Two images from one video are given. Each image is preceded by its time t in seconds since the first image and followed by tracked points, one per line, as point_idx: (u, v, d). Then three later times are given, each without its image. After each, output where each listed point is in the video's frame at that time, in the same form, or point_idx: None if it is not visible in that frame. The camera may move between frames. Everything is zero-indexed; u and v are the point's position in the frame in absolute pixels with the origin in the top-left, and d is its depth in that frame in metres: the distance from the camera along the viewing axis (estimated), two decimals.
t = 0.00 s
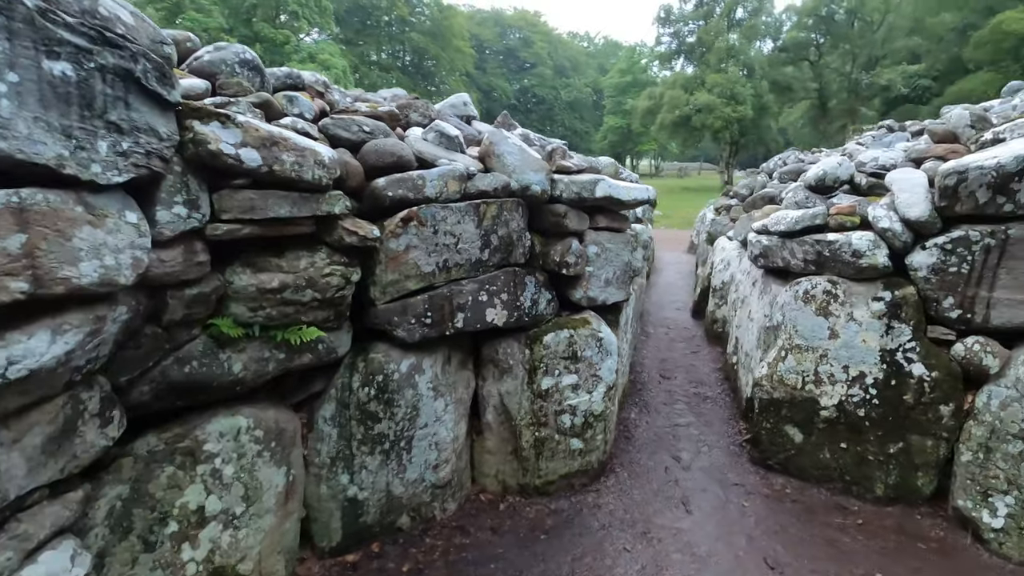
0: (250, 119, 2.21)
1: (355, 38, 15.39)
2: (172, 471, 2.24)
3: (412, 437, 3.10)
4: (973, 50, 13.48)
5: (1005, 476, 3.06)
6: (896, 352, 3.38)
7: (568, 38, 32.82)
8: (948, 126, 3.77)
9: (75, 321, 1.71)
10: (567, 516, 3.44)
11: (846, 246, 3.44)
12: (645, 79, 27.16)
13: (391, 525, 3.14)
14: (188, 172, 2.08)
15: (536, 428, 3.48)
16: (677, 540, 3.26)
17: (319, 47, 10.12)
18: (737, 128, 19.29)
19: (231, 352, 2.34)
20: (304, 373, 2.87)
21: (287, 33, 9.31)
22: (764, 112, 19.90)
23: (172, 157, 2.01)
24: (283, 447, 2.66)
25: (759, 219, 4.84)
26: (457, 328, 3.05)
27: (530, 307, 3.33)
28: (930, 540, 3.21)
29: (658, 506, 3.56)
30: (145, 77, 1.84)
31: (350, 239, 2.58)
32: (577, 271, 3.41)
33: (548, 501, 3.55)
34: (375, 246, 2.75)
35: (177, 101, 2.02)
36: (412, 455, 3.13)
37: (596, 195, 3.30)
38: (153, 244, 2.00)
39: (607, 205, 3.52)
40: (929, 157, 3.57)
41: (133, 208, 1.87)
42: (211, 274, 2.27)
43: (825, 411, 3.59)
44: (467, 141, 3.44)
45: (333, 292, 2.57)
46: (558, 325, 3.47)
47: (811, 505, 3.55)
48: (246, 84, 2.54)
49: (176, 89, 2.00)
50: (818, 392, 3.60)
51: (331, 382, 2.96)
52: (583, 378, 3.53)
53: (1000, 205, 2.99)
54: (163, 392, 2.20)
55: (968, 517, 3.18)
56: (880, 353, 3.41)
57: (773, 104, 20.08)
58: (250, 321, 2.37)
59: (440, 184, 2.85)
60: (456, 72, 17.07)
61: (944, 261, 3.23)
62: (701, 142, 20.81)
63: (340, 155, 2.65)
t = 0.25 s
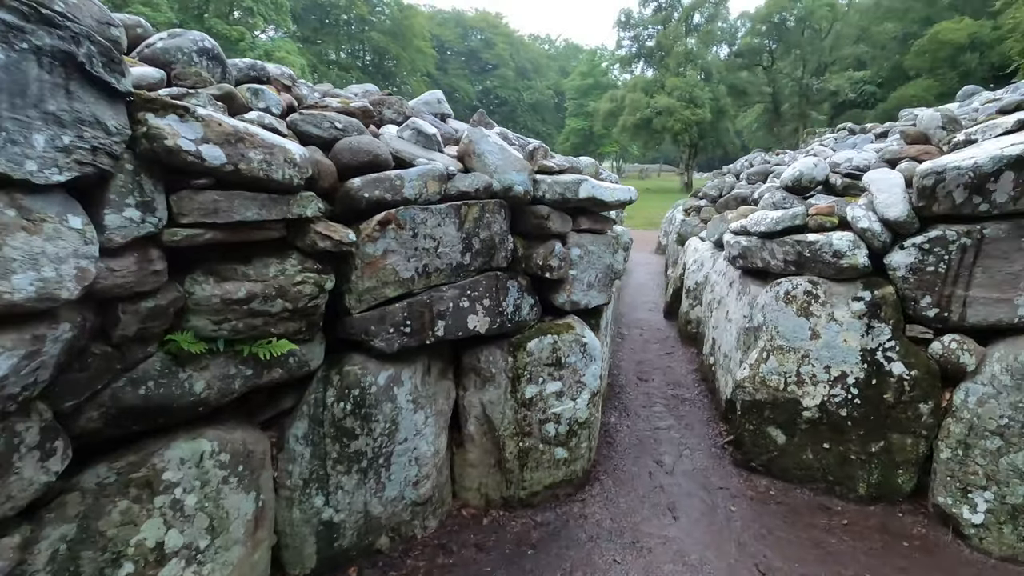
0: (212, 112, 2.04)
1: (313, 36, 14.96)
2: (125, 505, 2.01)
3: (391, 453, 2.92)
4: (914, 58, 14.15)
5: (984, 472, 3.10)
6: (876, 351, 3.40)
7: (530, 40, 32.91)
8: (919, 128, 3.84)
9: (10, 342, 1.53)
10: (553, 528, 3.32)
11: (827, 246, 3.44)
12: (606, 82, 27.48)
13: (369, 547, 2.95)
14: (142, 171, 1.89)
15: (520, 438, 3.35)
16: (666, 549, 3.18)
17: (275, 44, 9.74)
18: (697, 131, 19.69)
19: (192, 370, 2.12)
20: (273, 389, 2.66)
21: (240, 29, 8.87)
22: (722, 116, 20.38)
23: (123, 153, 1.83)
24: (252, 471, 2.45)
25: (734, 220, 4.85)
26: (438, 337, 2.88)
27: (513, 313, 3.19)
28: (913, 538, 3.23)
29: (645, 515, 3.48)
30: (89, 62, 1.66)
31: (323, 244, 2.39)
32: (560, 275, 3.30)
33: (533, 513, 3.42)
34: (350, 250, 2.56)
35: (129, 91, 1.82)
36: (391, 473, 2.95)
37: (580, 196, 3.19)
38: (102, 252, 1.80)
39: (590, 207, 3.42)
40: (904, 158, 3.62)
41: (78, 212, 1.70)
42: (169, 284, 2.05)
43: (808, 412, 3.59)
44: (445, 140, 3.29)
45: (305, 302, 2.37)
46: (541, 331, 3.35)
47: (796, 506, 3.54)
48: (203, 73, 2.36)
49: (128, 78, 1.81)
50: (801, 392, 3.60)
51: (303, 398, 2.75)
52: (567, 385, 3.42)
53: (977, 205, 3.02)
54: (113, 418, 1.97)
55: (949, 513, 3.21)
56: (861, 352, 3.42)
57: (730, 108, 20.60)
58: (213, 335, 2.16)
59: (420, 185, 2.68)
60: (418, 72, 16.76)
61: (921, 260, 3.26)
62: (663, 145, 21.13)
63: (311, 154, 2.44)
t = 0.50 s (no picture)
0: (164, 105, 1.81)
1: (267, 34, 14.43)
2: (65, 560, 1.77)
3: (368, 478, 2.69)
4: (857, 67, 14.75)
5: (967, 473, 3.11)
6: (859, 355, 3.39)
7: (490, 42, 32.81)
8: (894, 131, 3.88)
9: None
10: (541, 548, 3.16)
11: (810, 249, 3.41)
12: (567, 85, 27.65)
13: None
14: (80, 172, 1.64)
15: (504, 454, 3.18)
16: (657, 566, 3.08)
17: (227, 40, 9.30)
18: (657, 134, 20.01)
19: (143, 400, 1.88)
20: (236, 413, 2.41)
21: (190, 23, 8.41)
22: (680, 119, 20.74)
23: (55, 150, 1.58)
24: (212, 507, 2.20)
25: (711, 223, 4.82)
26: (418, 351, 2.68)
27: (496, 323, 3.01)
28: (899, 541, 3.23)
29: (634, 529, 3.37)
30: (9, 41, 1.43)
31: (293, 254, 2.17)
32: (544, 282, 3.15)
33: (518, 532, 3.25)
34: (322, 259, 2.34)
35: (61, 78, 1.60)
36: (368, 499, 2.71)
37: (564, 200, 3.06)
38: (30, 268, 1.54)
39: (574, 210, 3.28)
40: (881, 161, 3.64)
41: None
42: (115, 303, 1.79)
43: (793, 416, 3.55)
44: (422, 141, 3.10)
45: (273, 318, 2.16)
46: (525, 341, 3.18)
47: (783, 513, 3.49)
48: (154, 61, 2.21)
49: (60, 62, 1.59)
50: (785, 397, 3.56)
51: (270, 422, 2.50)
52: (552, 397, 3.27)
53: (957, 208, 3.04)
54: (48, 459, 1.72)
55: (933, 515, 3.22)
56: (845, 356, 3.40)
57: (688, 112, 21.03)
58: (168, 359, 1.92)
59: (398, 187, 2.48)
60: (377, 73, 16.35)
61: (903, 263, 3.27)
62: (624, 148, 21.33)
63: (277, 153, 2.24)
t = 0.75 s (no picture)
0: (108, 103, 1.64)
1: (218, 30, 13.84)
2: None
3: (346, 510, 2.44)
4: (807, 71, 15.18)
5: (952, 476, 3.11)
6: (844, 360, 3.36)
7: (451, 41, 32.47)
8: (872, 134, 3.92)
9: None
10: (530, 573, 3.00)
11: (796, 254, 3.39)
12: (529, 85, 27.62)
13: None
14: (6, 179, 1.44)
15: (489, 475, 3.00)
16: None
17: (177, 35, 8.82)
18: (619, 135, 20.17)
19: (86, 445, 1.67)
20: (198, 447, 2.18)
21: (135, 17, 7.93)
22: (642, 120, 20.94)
23: None
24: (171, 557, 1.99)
25: (689, 226, 4.77)
26: (398, 371, 2.47)
27: (481, 336, 2.82)
28: (888, 547, 3.21)
29: (625, 546, 3.26)
30: None
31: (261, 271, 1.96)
32: (530, 292, 2.99)
33: (506, 556, 3.08)
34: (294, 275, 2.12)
35: None
36: (346, 532, 2.46)
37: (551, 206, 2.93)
38: None
39: (559, 216, 3.15)
40: (861, 164, 3.65)
41: None
42: (53, 333, 1.59)
43: (779, 423, 3.50)
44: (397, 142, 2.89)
45: (238, 343, 1.94)
46: (511, 355, 3.02)
47: (773, 523, 3.44)
48: (94, 53, 1.97)
49: None
50: (772, 404, 3.51)
51: (236, 455, 2.27)
52: (539, 413, 3.12)
53: (941, 212, 3.05)
54: None
55: (919, 519, 3.21)
56: (831, 361, 3.37)
57: (648, 113, 21.29)
58: (115, 396, 1.70)
59: (377, 195, 2.28)
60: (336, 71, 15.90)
61: (887, 267, 3.26)
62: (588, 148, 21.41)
63: (240, 157, 2.02)
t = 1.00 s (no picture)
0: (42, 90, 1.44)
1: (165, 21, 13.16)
2: None
3: (322, 536, 2.24)
4: (761, 73, 15.53)
5: (931, 473, 3.13)
6: (825, 360, 3.36)
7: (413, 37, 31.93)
8: (847, 134, 3.96)
9: None
10: None
11: (778, 255, 3.38)
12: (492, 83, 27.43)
13: None
14: None
15: (473, 489, 2.85)
16: None
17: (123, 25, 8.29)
18: (583, 134, 20.25)
19: (20, 486, 1.50)
20: (155, 476, 1.97)
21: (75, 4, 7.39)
22: (605, 119, 21.05)
23: None
24: None
25: (666, 226, 4.73)
26: (377, 385, 2.29)
27: (463, 344, 2.66)
28: (870, 546, 3.23)
29: (613, 558, 3.16)
30: None
31: (227, 282, 1.77)
32: (514, 297, 2.85)
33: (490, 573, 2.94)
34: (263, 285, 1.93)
35: None
36: (322, 559, 2.25)
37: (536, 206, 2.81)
38: None
39: (542, 217, 3.02)
40: (839, 165, 3.68)
41: None
42: None
43: (762, 425, 3.48)
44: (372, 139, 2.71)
45: (199, 363, 1.76)
46: (494, 363, 2.87)
47: (758, 525, 3.42)
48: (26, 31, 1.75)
49: None
50: (754, 405, 3.48)
51: (198, 482, 2.07)
52: (523, 422, 2.98)
53: (919, 212, 3.08)
54: None
55: (900, 516, 3.24)
56: (813, 362, 3.37)
57: (609, 113, 21.44)
58: (55, 430, 1.53)
59: (353, 196, 2.11)
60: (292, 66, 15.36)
61: (866, 267, 3.29)
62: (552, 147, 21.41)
63: (200, 154, 1.82)
